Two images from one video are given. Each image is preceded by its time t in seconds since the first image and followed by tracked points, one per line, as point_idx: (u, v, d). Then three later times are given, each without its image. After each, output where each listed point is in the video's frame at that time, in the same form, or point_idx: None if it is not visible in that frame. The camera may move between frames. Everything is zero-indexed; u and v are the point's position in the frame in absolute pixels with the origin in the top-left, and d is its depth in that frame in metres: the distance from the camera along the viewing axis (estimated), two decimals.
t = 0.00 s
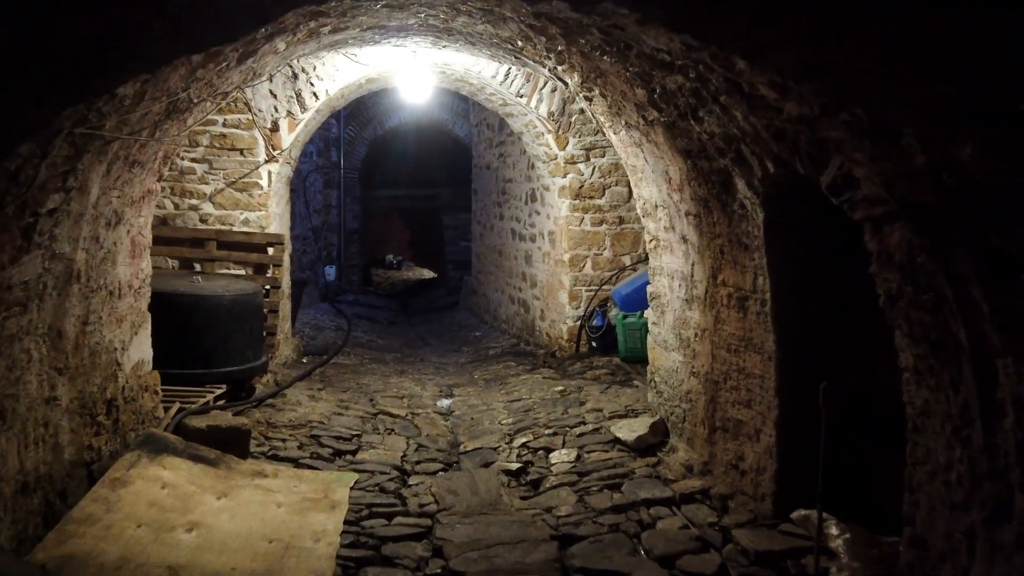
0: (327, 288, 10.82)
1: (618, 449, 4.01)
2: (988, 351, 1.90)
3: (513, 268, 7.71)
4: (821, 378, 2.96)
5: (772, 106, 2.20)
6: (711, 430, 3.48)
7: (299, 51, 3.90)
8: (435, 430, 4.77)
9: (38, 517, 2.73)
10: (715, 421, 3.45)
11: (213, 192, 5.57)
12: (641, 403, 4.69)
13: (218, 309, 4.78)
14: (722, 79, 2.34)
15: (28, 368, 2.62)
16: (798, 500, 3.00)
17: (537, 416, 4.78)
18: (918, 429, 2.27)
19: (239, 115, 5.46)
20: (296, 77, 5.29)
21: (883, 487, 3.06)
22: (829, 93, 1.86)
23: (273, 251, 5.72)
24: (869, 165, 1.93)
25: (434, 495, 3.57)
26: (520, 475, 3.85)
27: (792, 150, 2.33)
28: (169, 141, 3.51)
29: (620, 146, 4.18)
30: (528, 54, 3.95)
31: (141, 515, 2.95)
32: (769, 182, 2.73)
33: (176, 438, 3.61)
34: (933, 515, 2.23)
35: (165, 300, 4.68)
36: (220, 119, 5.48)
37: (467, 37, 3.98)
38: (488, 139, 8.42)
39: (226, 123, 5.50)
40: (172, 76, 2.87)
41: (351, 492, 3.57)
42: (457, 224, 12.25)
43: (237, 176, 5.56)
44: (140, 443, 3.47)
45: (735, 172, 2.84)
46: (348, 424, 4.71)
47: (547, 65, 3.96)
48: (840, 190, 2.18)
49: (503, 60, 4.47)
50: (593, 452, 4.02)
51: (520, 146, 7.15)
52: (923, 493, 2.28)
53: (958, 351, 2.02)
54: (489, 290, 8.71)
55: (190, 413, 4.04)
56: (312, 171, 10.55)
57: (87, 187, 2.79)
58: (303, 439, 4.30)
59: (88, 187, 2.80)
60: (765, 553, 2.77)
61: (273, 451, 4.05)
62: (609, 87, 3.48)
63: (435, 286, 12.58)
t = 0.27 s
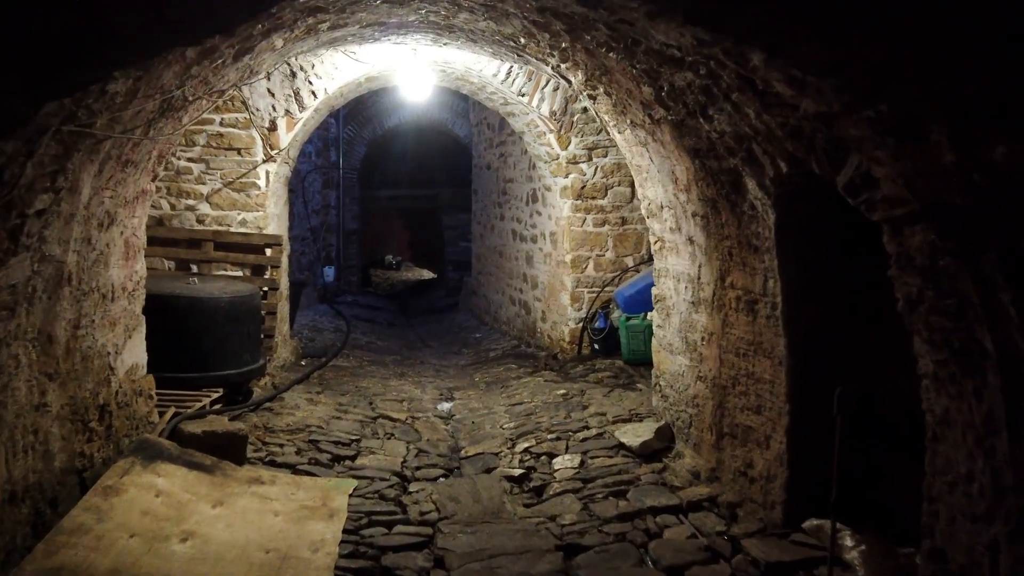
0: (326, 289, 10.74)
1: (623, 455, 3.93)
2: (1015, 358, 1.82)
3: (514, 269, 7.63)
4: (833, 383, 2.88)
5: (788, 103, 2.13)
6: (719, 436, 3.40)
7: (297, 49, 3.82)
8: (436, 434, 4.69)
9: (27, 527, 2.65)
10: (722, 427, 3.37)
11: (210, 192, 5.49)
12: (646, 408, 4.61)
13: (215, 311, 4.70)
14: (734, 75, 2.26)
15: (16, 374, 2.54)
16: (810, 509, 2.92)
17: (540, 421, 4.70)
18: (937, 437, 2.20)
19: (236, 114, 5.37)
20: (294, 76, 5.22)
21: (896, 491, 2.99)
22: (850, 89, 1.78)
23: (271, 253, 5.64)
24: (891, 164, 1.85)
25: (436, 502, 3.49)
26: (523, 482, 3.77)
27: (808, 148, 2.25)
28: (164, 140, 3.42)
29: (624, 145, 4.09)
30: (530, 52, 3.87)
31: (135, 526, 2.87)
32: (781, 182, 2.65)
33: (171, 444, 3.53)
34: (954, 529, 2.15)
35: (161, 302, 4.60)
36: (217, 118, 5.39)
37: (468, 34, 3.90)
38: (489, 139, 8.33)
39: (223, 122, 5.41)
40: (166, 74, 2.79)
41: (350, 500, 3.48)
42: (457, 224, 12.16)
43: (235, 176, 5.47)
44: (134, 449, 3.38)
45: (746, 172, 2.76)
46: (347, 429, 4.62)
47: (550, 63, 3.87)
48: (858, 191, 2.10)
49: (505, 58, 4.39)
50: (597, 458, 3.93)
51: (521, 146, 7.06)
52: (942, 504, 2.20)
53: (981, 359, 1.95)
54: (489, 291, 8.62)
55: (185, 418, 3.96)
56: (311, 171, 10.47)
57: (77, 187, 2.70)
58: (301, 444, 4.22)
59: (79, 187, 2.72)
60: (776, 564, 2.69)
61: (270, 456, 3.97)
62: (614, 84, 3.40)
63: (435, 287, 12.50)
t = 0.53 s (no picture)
0: (324, 290, 10.63)
1: (628, 460, 3.84)
2: None
3: (515, 270, 7.54)
4: (847, 387, 2.79)
5: (805, 97, 2.04)
6: (728, 441, 3.30)
7: (294, 44, 3.72)
8: (436, 438, 4.60)
9: (12, 538, 2.56)
10: (731, 432, 3.28)
11: (206, 192, 5.39)
12: (650, 411, 4.52)
13: (211, 313, 4.61)
14: (749, 68, 2.17)
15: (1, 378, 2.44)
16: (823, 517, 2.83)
17: (542, 425, 4.61)
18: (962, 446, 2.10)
19: (232, 112, 5.27)
20: (291, 73, 5.13)
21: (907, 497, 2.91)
22: (874, 80, 1.69)
23: (269, 253, 5.54)
24: (917, 160, 1.76)
25: (437, 509, 3.40)
26: (525, 488, 3.68)
27: (825, 144, 2.16)
28: (157, 137, 3.32)
29: (629, 143, 4.00)
30: (533, 48, 3.77)
31: (126, 536, 2.77)
32: (795, 180, 2.56)
33: (165, 449, 3.43)
34: (980, 542, 2.05)
35: (155, 304, 4.50)
36: (213, 116, 5.29)
37: (469, 29, 3.81)
38: (489, 138, 8.24)
39: (219, 121, 5.31)
40: (158, 68, 2.69)
41: (348, 507, 3.39)
42: (456, 225, 12.07)
43: (231, 175, 5.38)
44: (126, 456, 3.29)
45: (758, 170, 2.67)
46: (345, 433, 4.53)
47: (553, 59, 3.78)
48: (879, 189, 2.01)
49: (506, 54, 4.29)
50: (602, 464, 3.84)
51: (522, 145, 6.97)
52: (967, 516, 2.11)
53: (1012, 365, 1.86)
54: (489, 293, 8.53)
55: (179, 423, 3.86)
56: (309, 172, 10.38)
57: (66, 184, 2.61)
58: (298, 449, 4.12)
59: (68, 185, 2.63)
60: None
61: (267, 462, 3.87)
62: (620, 80, 3.31)
63: (435, 288, 12.40)
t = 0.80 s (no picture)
0: (322, 291, 10.54)
1: (630, 465, 3.76)
2: None
3: (514, 271, 7.46)
4: (858, 386, 2.71)
5: (819, 91, 1.95)
6: (734, 446, 3.22)
7: (289, 40, 3.64)
8: (434, 442, 4.51)
9: None
10: (737, 437, 3.19)
11: (201, 191, 5.31)
12: (653, 415, 4.43)
13: (204, 315, 4.52)
14: (759, 61, 2.09)
15: None
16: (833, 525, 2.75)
17: (543, 428, 4.52)
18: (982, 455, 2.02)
19: (227, 111, 5.18)
20: (287, 70, 5.02)
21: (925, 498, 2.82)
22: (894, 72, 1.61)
23: (264, 254, 5.45)
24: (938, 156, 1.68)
25: (435, 517, 3.31)
26: (526, 494, 3.59)
27: (838, 141, 2.08)
28: (148, 134, 3.24)
29: (630, 141, 3.92)
30: (533, 44, 3.69)
31: (113, 546, 2.68)
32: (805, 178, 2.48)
33: (156, 455, 3.35)
34: (999, 555, 1.97)
35: (147, 306, 4.41)
36: (207, 115, 5.21)
37: (468, 25, 3.73)
38: (488, 138, 8.16)
39: (213, 119, 5.23)
40: (147, 63, 2.61)
41: (344, 514, 3.30)
42: (455, 225, 11.99)
43: (226, 175, 5.29)
44: (116, 462, 3.20)
45: (765, 168, 2.59)
46: (342, 437, 4.44)
47: (553, 55, 3.70)
48: (896, 187, 1.93)
49: (506, 51, 4.22)
50: (604, 469, 3.76)
51: (522, 144, 6.89)
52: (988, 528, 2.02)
53: None
54: (488, 294, 8.44)
55: (171, 428, 3.77)
56: (306, 172, 10.29)
57: (50, 183, 2.52)
58: (293, 454, 4.03)
59: (53, 183, 2.54)
60: None
61: (261, 467, 3.78)
62: (622, 76, 3.23)
63: (433, 289, 12.31)
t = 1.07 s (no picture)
0: (319, 292, 10.42)
1: (633, 473, 3.64)
2: None
3: (513, 272, 7.34)
4: (872, 384, 2.60)
5: (838, 82, 1.84)
6: (742, 454, 3.11)
7: (281, 35, 3.53)
8: (432, 448, 4.40)
9: None
10: (746, 445, 3.08)
11: (193, 191, 5.19)
12: (656, 420, 4.32)
13: (196, 318, 4.40)
14: (773, 51, 1.98)
15: None
16: (848, 534, 2.65)
17: (543, 434, 4.41)
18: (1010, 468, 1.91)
19: (220, 109, 5.07)
20: (281, 67, 4.91)
21: (930, 496, 2.76)
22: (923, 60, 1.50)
23: (258, 255, 5.34)
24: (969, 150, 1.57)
25: (433, 527, 3.20)
26: (526, 503, 3.48)
27: (857, 136, 1.97)
28: (135, 131, 3.12)
29: (633, 139, 3.80)
30: (534, 39, 3.58)
31: (95, 562, 2.57)
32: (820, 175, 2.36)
33: (143, 463, 3.23)
34: None
35: (137, 309, 4.29)
36: (200, 112, 5.09)
37: (466, 19, 3.62)
38: (487, 137, 8.05)
39: (206, 117, 5.11)
40: (132, 56, 2.50)
41: (338, 525, 3.19)
42: (453, 226, 11.87)
43: (219, 174, 5.17)
44: (101, 471, 3.08)
45: (777, 165, 2.48)
46: (337, 443, 4.32)
47: (553, 51, 3.59)
48: (919, 184, 1.82)
49: (505, 46, 4.10)
50: (607, 476, 3.64)
51: (521, 143, 6.77)
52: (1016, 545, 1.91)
53: None
54: (487, 295, 8.33)
55: (160, 435, 3.66)
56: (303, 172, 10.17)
57: (28, 180, 2.40)
58: (286, 461, 3.92)
59: (30, 181, 2.42)
60: None
61: (253, 476, 3.66)
62: (626, 71, 3.12)
63: (431, 290, 12.19)
